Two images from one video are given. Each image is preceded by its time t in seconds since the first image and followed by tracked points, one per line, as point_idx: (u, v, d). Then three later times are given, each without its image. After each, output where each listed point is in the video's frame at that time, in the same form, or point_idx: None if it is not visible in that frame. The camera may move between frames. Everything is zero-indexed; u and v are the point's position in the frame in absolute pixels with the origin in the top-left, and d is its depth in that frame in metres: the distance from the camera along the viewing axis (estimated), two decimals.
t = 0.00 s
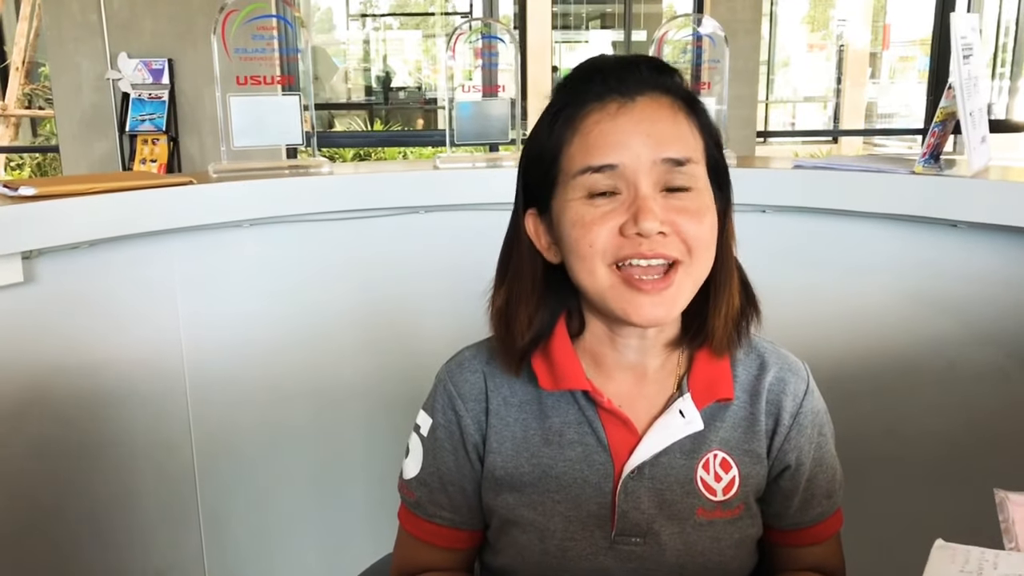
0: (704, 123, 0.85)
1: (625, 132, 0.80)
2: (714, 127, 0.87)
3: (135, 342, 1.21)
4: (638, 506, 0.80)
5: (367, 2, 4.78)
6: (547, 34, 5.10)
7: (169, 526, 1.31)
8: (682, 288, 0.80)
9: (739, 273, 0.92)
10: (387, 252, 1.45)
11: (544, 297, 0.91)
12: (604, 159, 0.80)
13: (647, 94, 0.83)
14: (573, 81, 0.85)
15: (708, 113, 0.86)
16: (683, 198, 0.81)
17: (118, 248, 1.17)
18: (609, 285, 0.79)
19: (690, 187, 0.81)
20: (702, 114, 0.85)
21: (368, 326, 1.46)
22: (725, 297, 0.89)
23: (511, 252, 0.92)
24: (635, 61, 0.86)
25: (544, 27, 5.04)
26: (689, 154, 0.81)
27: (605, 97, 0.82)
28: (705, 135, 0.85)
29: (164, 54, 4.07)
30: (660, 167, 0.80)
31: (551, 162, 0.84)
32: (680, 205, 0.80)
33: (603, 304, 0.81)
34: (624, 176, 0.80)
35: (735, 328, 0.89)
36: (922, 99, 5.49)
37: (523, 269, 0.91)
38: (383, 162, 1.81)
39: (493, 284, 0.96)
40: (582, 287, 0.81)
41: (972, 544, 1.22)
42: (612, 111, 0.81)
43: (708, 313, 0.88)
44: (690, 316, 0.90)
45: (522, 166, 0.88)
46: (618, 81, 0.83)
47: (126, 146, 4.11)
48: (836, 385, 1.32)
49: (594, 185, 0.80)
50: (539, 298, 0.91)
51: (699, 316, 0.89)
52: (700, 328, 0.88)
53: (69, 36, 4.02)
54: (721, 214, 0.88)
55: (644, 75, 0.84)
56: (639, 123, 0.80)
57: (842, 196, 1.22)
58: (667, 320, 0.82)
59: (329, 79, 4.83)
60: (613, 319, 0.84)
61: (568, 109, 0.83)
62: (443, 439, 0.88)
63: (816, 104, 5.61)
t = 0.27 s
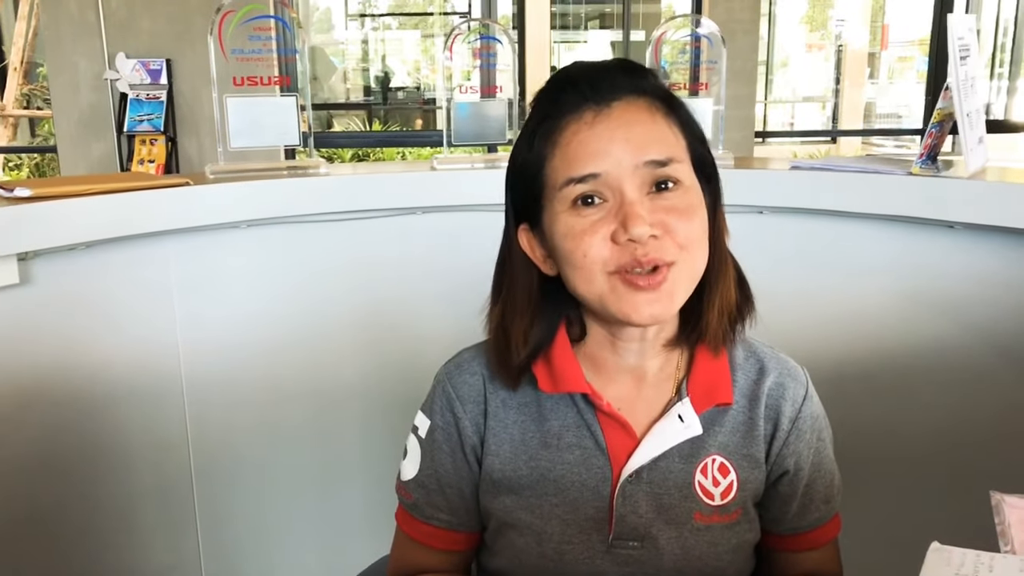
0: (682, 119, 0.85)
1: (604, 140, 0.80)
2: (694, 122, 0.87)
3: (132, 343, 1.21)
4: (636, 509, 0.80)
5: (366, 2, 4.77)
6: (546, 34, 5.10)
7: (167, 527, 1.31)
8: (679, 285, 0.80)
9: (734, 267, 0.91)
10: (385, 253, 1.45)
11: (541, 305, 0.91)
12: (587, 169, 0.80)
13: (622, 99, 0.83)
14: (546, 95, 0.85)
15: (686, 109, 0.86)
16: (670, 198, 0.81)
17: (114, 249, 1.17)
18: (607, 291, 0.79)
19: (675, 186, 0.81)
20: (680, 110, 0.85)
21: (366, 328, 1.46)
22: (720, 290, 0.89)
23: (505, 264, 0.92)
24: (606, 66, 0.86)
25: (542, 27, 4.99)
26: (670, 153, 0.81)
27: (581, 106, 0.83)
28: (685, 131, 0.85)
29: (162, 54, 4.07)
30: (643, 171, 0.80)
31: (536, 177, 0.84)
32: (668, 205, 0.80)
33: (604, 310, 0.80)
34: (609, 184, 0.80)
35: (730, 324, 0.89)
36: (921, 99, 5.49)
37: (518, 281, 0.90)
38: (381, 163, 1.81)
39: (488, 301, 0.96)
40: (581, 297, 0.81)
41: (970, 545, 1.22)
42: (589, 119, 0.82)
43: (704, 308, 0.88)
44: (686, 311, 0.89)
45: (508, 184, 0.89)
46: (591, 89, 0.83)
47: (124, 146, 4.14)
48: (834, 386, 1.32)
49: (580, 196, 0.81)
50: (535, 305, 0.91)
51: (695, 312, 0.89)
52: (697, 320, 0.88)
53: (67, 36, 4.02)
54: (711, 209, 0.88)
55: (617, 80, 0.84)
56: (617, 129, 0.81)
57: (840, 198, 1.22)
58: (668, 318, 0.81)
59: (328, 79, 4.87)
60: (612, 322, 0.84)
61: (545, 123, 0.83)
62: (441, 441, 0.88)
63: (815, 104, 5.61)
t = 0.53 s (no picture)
0: (683, 118, 0.85)
1: (604, 134, 0.80)
2: (694, 122, 0.87)
3: (128, 343, 1.21)
4: (630, 509, 0.80)
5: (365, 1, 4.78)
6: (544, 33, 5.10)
7: (164, 527, 1.31)
8: (673, 282, 0.80)
9: (729, 270, 0.92)
10: (382, 253, 1.44)
11: (535, 304, 0.91)
12: (586, 162, 0.80)
13: (622, 95, 0.83)
14: (548, 89, 0.85)
15: (686, 109, 0.86)
16: (668, 194, 0.80)
17: (111, 249, 1.17)
18: (600, 287, 0.79)
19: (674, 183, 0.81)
20: (680, 109, 0.85)
21: (363, 327, 1.46)
22: (714, 293, 0.89)
23: (500, 261, 0.92)
24: (609, 63, 0.86)
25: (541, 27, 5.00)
26: (670, 150, 0.81)
27: (581, 101, 0.83)
28: (685, 130, 0.85)
29: (160, 54, 4.07)
30: (642, 165, 0.80)
31: (534, 170, 0.84)
32: (666, 201, 0.80)
33: (597, 306, 0.80)
34: (607, 177, 0.80)
35: (726, 327, 0.89)
36: (919, 99, 5.49)
37: (512, 278, 0.91)
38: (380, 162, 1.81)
39: (483, 297, 0.96)
40: (575, 292, 0.81)
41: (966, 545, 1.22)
42: (589, 113, 0.82)
43: (697, 311, 0.89)
44: (680, 312, 0.90)
45: (507, 179, 0.89)
46: (593, 84, 0.83)
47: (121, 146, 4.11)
48: (831, 386, 1.32)
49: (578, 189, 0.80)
50: (528, 304, 0.91)
51: (688, 314, 0.89)
52: (692, 323, 0.89)
53: (65, 35, 4.01)
54: (709, 210, 0.88)
55: (618, 77, 0.84)
56: (617, 123, 0.81)
57: (837, 197, 1.22)
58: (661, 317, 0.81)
59: (326, 78, 4.86)
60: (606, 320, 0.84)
61: (547, 115, 0.83)
62: (435, 441, 0.88)
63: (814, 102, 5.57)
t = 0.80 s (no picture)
0: (681, 121, 0.85)
1: (601, 133, 0.80)
2: (693, 126, 0.87)
3: (125, 345, 1.21)
4: (623, 511, 0.79)
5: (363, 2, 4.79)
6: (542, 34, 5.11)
7: (160, 529, 1.30)
8: (666, 284, 0.80)
9: (724, 273, 0.91)
10: (379, 254, 1.44)
11: (528, 305, 0.91)
12: (582, 160, 0.80)
13: (622, 95, 0.83)
14: (548, 87, 0.85)
15: (685, 111, 0.86)
16: (663, 195, 0.80)
17: (106, 251, 1.16)
18: (593, 286, 0.79)
19: (669, 185, 0.81)
20: (679, 111, 0.85)
21: (360, 329, 1.46)
22: (709, 295, 0.89)
23: (495, 262, 0.92)
24: (609, 63, 0.86)
25: (538, 28, 5.01)
26: (667, 152, 0.81)
27: (580, 99, 0.83)
28: (682, 133, 0.85)
29: (158, 54, 4.07)
30: (638, 166, 0.80)
31: (531, 167, 0.84)
32: (661, 203, 0.80)
33: (589, 305, 0.80)
34: (603, 176, 0.80)
35: (720, 330, 0.89)
36: (917, 99, 5.49)
37: (507, 276, 0.91)
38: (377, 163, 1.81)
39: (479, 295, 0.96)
40: (568, 291, 0.81)
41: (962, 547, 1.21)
42: (588, 112, 0.81)
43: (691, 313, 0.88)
44: (674, 315, 0.90)
45: (504, 176, 0.89)
46: (592, 84, 0.83)
47: (119, 147, 4.14)
48: (828, 387, 1.32)
49: (574, 187, 0.80)
50: (522, 306, 0.91)
51: (682, 317, 0.89)
52: (685, 327, 0.89)
53: (62, 36, 4.01)
54: (704, 213, 0.88)
55: (618, 77, 0.84)
56: (615, 123, 0.81)
57: (834, 198, 1.22)
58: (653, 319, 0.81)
59: (324, 79, 4.86)
60: (600, 321, 0.84)
61: (545, 113, 0.83)
62: (429, 443, 0.87)
63: (811, 103, 5.60)
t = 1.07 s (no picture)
0: (683, 123, 0.85)
1: (608, 136, 0.80)
2: (693, 129, 0.87)
3: (122, 346, 1.20)
4: (620, 509, 0.79)
5: (361, 2, 4.78)
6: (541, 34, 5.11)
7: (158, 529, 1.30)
8: (671, 286, 0.80)
9: (719, 272, 0.92)
10: (377, 254, 1.44)
11: (526, 303, 0.91)
12: (589, 163, 0.80)
13: (627, 97, 0.83)
14: (551, 88, 0.85)
15: (686, 113, 0.87)
16: (668, 199, 0.80)
17: (103, 251, 1.16)
18: (599, 289, 0.79)
19: (673, 189, 0.81)
20: (681, 114, 0.85)
21: (358, 329, 1.45)
22: (705, 294, 0.89)
23: (493, 258, 0.92)
24: (613, 64, 0.86)
25: (537, 27, 5.02)
26: (672, 155, 0.81)
27: (586, 101, 0.82)
28: (684, 136, 0.85)
29: (155, 54, 4.06)
30: (645, 169, 0.80)
31: (535, 168, 0.83)
32: (666, 206, 0.80)
33: (594, 308, 0.80)
34: (610, 179, 0.80)
35: (715, 327, 0.89)
36: (916, 99, 5.49)
37: (505, 274, 0.91)
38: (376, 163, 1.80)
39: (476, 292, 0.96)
40: (573, 293, 0.81)
41: (960, 546, 1.21)
42: (594, 115, 0.81)
43: (688, 312, 0.89)
44: (671, 313, 0.90)
45: (503, 174, 0.88)
46: (598, 85, 0.83)
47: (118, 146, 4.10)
48: (826, 387, 1.32)
49: (580, 190, 0.80)
50: (520, 304, 0.91)
51: (678, 316, 0.89)
52: (682, 324, 0.89)
53: (60, 36, 4.01)
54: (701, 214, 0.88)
55: (623, 78, 0.84)
56: (622, 126, 0.80)
57: (832, 198, 1.22)
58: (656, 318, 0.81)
59: (322, 79, 4.86)
60: (599, 320, 0.84)
61: (550, 115, 0.83)
62: (426, 442, 0.87)
63: (810, 103, 5.61)
